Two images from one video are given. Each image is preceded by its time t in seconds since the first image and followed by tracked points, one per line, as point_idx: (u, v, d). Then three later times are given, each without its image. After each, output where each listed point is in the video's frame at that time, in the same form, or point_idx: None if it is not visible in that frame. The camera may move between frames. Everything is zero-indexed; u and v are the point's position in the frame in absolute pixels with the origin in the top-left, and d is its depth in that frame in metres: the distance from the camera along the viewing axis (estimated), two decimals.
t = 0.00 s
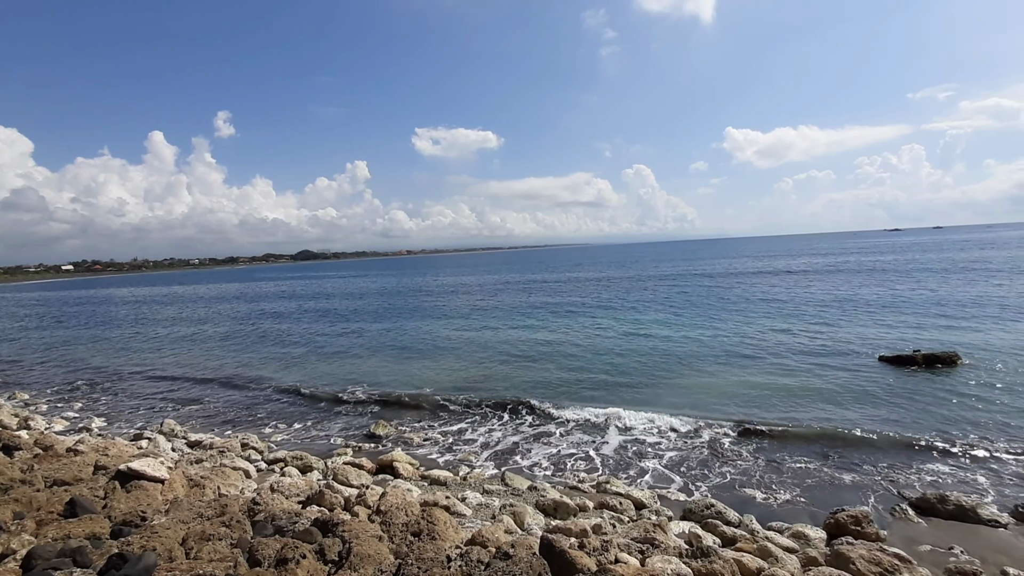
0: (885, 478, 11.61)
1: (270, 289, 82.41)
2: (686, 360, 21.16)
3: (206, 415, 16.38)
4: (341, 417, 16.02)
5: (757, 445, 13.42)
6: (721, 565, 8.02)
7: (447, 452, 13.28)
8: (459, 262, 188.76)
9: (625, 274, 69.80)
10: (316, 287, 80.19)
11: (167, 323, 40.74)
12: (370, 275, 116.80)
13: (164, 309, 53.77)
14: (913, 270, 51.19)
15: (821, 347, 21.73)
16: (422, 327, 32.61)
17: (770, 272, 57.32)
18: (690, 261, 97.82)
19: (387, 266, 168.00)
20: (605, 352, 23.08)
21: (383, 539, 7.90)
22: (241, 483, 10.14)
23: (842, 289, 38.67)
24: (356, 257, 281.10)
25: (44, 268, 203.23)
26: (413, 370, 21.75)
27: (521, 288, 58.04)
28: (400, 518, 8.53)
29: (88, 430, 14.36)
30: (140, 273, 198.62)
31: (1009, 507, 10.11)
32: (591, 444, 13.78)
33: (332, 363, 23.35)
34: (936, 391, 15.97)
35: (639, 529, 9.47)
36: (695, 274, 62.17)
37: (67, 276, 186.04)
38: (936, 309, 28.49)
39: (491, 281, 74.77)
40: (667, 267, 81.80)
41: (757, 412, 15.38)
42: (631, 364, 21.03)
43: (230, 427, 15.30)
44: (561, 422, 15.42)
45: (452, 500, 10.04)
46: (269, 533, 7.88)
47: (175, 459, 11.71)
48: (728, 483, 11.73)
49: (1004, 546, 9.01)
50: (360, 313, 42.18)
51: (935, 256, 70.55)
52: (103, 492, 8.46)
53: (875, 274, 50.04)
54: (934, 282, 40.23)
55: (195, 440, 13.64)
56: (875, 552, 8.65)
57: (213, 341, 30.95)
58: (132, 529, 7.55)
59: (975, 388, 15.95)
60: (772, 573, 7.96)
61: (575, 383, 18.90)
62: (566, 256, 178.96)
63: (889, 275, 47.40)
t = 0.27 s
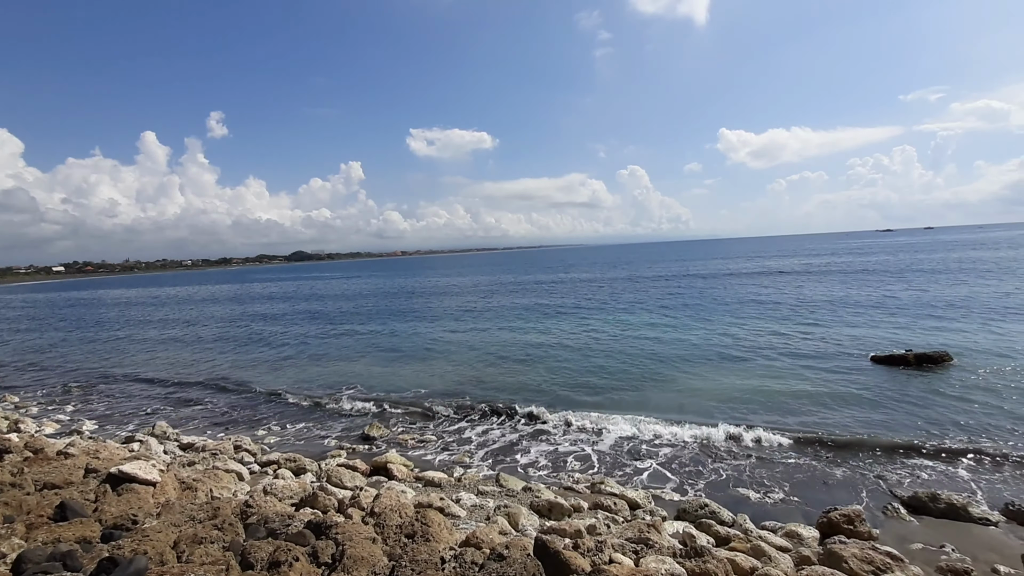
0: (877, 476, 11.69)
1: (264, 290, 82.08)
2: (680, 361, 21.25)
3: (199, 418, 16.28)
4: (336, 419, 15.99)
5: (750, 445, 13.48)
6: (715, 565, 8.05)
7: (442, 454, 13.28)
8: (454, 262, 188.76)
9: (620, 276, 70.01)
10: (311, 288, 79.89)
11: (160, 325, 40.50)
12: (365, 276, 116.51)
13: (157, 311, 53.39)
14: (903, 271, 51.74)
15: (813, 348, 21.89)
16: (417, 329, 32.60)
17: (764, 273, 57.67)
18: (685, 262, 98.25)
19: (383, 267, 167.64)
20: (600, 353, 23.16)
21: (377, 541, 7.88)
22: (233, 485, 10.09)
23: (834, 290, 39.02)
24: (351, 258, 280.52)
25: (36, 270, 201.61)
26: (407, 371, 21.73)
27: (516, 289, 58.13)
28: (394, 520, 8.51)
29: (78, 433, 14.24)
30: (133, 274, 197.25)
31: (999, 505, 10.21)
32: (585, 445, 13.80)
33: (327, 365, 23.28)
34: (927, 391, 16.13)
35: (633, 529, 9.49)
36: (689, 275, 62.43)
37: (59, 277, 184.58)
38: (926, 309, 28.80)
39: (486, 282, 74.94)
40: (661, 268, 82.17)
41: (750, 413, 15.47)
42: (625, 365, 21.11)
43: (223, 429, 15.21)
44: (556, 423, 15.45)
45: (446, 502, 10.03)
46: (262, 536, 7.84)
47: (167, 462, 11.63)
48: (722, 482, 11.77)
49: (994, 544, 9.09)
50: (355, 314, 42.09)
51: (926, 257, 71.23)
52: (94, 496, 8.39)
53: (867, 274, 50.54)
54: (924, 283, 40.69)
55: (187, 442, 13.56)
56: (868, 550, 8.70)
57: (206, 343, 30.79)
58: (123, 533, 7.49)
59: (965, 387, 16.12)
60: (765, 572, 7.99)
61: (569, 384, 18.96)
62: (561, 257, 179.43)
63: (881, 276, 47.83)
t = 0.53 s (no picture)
0: (868, 475, 11.77)
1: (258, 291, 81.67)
2: (674, 362, 21.34)
3: (191, 420, 16.19)
4: (330, 420, 15.94)
5: (743, 444, 13.54)
6: (708, 565, 8.07)
7: (436, 455, 13.26)
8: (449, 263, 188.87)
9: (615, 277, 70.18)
10: (305, 290, 79.56)
11: (152, 326, 40.24)
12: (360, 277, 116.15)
13: (150, 312, 53.05)
14: (895, 271, 52.24)
15: (807, 349, 22.03)
16: (411, 330, 32.56)
17: (758, 274, 57.95)
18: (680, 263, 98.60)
19: (378, 268, 167.17)
20: (595, 354, 23.21)
21: (370, 543, 7.85)
22: (226, 488, 10.04)
23: (827, 291, 39.34)
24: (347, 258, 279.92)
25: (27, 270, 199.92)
26: (402, 372, 21.71)
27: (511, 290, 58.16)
28: (388, 522, 8.48)
29: (69, 436, 14.13)
30: (126, 275, 195.72)
31: (989, 503, 10.31)
32: (580, 445, 13.83)
33: (321, 367, 23.20)
34: (918, 391, 16.27)
35: (627, 529, 9.51)
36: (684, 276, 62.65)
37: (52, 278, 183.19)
38: (917, 309, 29.09)
39: (482, 283, 75.06)
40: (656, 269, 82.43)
41: (744, 413, 15.55)
42: (620, 366, 21.17)
43: (216, 432, 15.13)
44: (550, 423, 15.47)
45: (440, 503, 10.02)
46: (254, 539, 7.81)
47: (159, 465, 11.55)
48: (716, 482, 11.82)
49: (984, 542, 9.18)
50: (350, 315, 41.95)
51: (918, 257, 71.82)
52: (84, 499, 8.33)
53: (859, 274, 51.00)
54: (915, 283, 41.11)
55: (179, 445, 13.47)
56: (860, 549, 8.76)
57: (199, 344, 30.62)
58: (114, 536, 7.44)
59: (955, 387, 16.28)
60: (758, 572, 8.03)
61: (564, 385, 18.99)
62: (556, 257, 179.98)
63: (874, 276, 48.22)
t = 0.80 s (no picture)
0: (861, 474, 11.85)
1: (252, 292, 81.26)
2: (668, 362, 21.44)
3: (183, 422, 16.08)
4: (323, 422, 15.88)
5: (736, 444, 13.61)
6: (702, 565, 8.09)
7: (431, 456, 13.24)
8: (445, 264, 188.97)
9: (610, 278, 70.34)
10: (299, 291, 79.27)
11: (144, 328, 39.92)
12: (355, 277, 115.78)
13: (142, 313, 52.69)
14: (885, 272, 52.80)
15: (800, 349, 22.17)
16: (406, 331, 32.53)
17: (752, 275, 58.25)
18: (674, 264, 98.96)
19: (372, 269, 166.80)
20: (590, 355, 23.26)
21: (364, 545, 7.82)
22: (218, 490, 9.99)
23: (819, 291, 39.66)
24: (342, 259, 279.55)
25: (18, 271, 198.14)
26: (396, 373, 21.69)
27: (506, 290, 58.18)
28: (381, 524, 8.46)
29: (58, 438, 13.99)
30: (117, 276, 194.15)
31: (979, 502, 10.40)
32: (574, 446, 13.85)
33: (315, 368, 23.11)
34: (910, 391, 16.42)
35: (621, 530, 9.53)
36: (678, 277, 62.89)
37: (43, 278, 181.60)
38: (908, 310, 29.38)
39: (477, 283, 75.14)
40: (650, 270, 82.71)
41: (737, 412, 15.64)
42: (615, 366, 21.23)
43: (208, 433, 15.04)
44: (545, 424, 15.48)
45: (434, 505, 10.00)
46: (247, 541, 7.77)
47: (151, 467, 11.49)
48: (710, 481, 11.87)
49: (975, 541, 9.24)
50: (344, 316, 41.81)
51: (910, 258, 72.50)
52: (73, 502, 8.25)
53: (851, 275, 51.45)
54: (905, 284, 41.54)
55: (171, 447, 13.38)
56: (851, 548, 8.82)
57: (192, 345, 30.43)
58: (104, 539, 7.38)
59: (945, 386, 16.46)
60: (751, 571, 8.06)
61: (558, 385, 19.03)
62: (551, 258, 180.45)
63: (866, 277, 48.63)
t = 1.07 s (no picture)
0: (853, 473, 11.93)
1: (246, 293, 80.85)
2: (662, 363, 21.52)
3: (176, 423, 15.99)
4: (317, 423, 15.84)
5: (730, 443, 13.68)
6: (696, 564, 8.12)
7: (426, 457, 13.23)
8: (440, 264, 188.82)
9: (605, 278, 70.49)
10: (294, 292, 79.00)
11: (137, 329, 39.66)
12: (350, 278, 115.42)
13: (135, 314, 52.36)
14: (878, 272, 53.23)
15: (794, 349, 22.29)
16: (401, 331, 32.50)
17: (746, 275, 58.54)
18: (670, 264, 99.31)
19: (368, 269, 166.38)
20: (585, 356, 23.30)
21: (358, 546, 7.80)
22: (211, 492, 9.93)
23: (812, 292, 39.94)
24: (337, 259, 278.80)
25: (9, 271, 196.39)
26: (391, 374, 21.67)
27: (502, 291, 58.22)
28: (376, 525, 8.44)
29: (49, 440, 13.87)
30: (111, 276, 192.77)
31: (970, 499, 10.50)
32: (569, 446, 13.87)
33: (310, 369, 23.03)
34: (902, 390, 16.56)
35: (616, 529, 9.55)
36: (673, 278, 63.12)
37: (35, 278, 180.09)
38: (900, 310, 29.66)
39: (472, 284, 75.13)
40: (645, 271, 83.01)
41: (731, 412, 15.73)
42: (609, 367, 21.29)
43: (201, 435, 14.96)
44: (540, 424, 15.50)
45: (428, 505, 9.99)
46: (240, 543, 7.74)
47: (143, 469, 11.41)
48: (704, 481, 11.91)
49: (966, 538, 9.33)
50: (339, 317, 41.69)
51: (902, 258, 73.17)
52: (65, 505, 8.19)
53: (844, 275, 51.85)
54: (898, 284, 41.90)
55: (163, 449, 13.29)
56: (844, 546, 8.88)
57: (186, 346, 30.27)
58: (95, 542, 7.33)
59: (936, 386, 16.63)
60: (744, 570, 8.10)
61: (554, 386, 19.07)
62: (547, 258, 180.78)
63: (859, 277, 49.01)
